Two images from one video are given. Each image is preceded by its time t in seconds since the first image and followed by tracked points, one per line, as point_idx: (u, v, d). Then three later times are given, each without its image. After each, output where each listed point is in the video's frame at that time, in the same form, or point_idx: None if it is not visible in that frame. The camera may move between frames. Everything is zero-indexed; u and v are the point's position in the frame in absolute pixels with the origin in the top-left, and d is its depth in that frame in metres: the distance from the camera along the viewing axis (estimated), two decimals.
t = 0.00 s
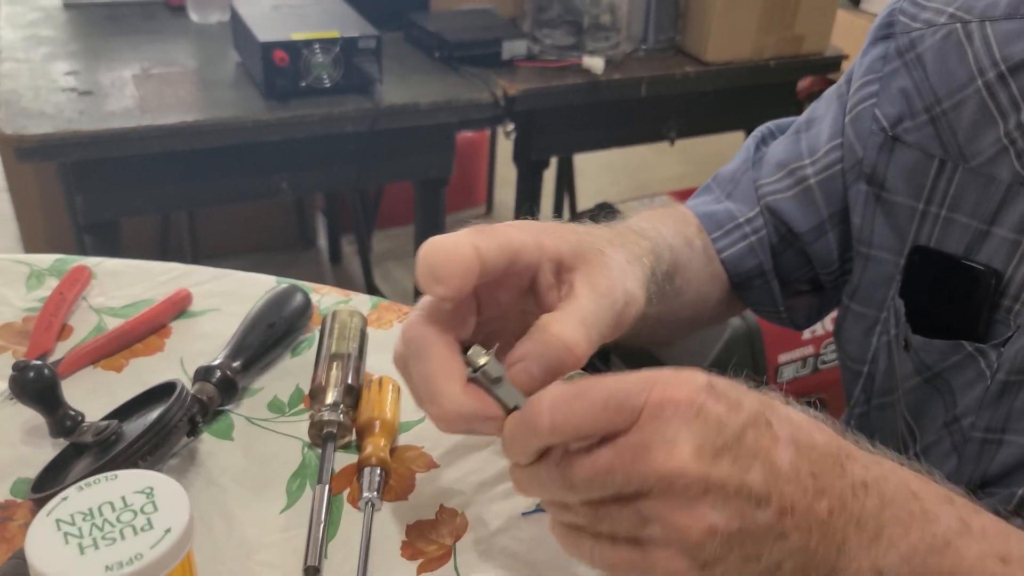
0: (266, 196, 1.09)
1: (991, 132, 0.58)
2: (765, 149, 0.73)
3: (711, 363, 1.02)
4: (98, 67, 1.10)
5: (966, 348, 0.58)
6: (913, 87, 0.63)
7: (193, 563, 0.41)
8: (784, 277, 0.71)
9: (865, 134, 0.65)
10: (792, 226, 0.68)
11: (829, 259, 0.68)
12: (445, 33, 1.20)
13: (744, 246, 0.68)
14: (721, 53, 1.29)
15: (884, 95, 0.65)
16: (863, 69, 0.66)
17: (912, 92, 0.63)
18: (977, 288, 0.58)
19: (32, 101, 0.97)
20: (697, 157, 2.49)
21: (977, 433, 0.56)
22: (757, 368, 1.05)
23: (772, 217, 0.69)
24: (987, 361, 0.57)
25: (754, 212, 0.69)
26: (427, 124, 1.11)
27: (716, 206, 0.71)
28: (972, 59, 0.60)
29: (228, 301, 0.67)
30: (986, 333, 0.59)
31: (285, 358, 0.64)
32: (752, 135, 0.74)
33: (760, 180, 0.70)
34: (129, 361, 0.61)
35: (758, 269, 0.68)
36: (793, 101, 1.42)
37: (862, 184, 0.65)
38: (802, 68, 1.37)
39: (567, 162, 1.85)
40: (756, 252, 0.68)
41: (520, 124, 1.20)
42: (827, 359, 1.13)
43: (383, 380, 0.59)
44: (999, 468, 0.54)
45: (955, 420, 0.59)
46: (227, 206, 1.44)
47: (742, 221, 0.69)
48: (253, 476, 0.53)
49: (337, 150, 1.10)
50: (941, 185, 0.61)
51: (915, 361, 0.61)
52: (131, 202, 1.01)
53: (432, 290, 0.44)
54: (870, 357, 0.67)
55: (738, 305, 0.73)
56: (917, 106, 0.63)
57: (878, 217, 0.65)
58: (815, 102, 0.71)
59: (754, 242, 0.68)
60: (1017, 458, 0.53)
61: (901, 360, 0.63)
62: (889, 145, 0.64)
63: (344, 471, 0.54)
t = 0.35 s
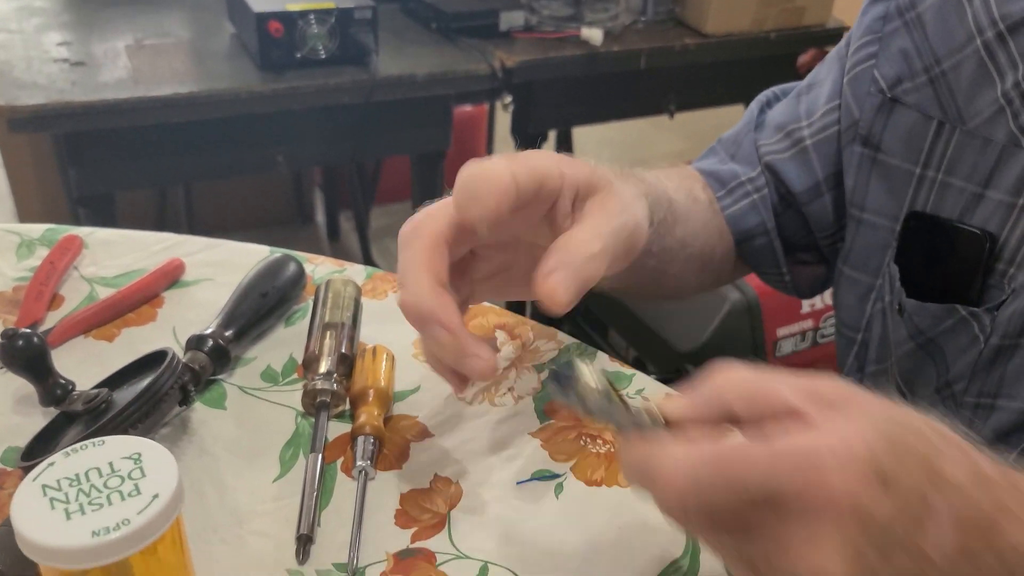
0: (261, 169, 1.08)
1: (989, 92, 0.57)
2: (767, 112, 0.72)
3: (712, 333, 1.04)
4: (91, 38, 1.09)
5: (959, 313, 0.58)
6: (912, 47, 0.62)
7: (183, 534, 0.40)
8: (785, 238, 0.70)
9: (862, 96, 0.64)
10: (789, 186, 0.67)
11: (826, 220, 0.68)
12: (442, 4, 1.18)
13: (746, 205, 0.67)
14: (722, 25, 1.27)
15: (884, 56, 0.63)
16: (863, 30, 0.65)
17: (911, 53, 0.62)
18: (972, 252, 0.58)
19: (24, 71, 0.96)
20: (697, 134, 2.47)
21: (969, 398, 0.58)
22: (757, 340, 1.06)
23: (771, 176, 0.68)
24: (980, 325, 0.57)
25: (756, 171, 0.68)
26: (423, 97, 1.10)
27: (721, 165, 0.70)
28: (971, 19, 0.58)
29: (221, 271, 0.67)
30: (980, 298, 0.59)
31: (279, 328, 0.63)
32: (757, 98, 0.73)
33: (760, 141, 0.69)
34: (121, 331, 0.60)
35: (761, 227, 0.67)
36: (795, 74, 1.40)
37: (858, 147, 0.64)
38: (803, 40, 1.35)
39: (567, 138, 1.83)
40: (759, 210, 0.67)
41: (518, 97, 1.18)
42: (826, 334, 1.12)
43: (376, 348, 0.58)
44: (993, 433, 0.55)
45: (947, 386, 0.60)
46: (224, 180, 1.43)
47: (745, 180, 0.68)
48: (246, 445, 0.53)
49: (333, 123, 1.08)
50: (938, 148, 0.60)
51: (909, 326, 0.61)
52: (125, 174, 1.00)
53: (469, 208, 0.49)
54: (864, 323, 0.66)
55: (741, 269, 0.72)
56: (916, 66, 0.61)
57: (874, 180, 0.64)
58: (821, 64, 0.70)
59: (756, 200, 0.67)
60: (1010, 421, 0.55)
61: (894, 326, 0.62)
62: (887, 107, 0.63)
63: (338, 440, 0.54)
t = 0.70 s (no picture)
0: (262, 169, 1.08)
1: (991, 85, 0.58)
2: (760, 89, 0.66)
3: (710, 334, 1.03)
4: (92, 38, 1.09)
5: (968, 315, 0.58)
6: (918, 31, 0.60)
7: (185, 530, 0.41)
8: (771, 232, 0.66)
9: (871, 81, 0.61)
10: (796, 176, 0.62)
11: (824, 211, 0.65)
12: (442, 3, 1.19)
13: (737, 205, 0.61)
14: (722, 23, 1.28)
15: (890, 39, 0.61)
16: (869, 11, 0.62)
17: (918, 38, 0.60)
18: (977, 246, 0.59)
19: (25, 71, 0.97)
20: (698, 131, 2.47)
21: (975, 398, 0.58)
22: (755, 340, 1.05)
23: (769, 166, 0.62)
24: (989, 327, 0.57)
25: (749, 164, 0.62)
26: (423, 96, 1.11)
27: (702, 153, 0.62)
28: (979, 7, 0.58)
29: (222, 272, 0.67)
30: (991, 298, 0.58)
31: (280, 329, 0.64)
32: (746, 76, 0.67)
33: (760, 127, 0.63)
34: (124, 331, 0.61)
35: (750, 229, 0.62)
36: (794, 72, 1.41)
37: (869, 135, 0.62)
38: (802, 39, 1.35)
39: (567, 135, 1.84)
40: (749, 211, 0.62)
41: (518, 95, 1.19)
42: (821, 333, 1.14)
43: (376, 348, 0.59)
44: (996, 433, 0.57)
45: (953, 384, 0.60)
46: (225, 179, 1.43)
47: (735, 175, 0.61)
48: (247, 445, 0.54)
49: (333, 121, 1.09)
50: (934, 139, 0.60)
51: (914, 327, 0.62)
52: (126, 174, 1.01)
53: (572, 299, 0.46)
54: (856, 318, 0.67)
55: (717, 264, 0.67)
56: (921, 52, 0.60)
57: (878, 170, 0.63)
58: (812, 38, 0.66)
59: (747, 199, 0.61)
60: (1016, 421, 0.56)
61: (896, 325, 0.63)
62: (893, 95, 0.61)
63: (338, 440, 0.54)
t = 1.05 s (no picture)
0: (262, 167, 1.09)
1: (1001, 78, 0.56)
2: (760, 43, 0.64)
3: (708, 331, 1.05)
4: (93, 37, 1.09)
5: (977, 313, 0.58)
6: (923, 15, 0.59)
7: (187, 527, 0.41)
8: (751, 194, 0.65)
9: (872, 62, 0.60)
10: (778, 141, 0.62)
11: (809, 188, 0.64)
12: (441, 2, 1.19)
13: (713, 161, 0.61)
14: (720, 21, 1.28)
15: (895, 21, 0.59)
16: None
17: (922, 21, 0.59)
18: (980, 242, 0.58)
19: (26, 70, 0.97)
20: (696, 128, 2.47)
21: (982, 396, 0.58)
22: (753, 336, 1.05)
23: (756, 128, 0.62)
24: (998, 324, 0.57)
25: (731, 124, 0.61)
26: (423, 95, 1.11)
27: (690, 106, 0.62)
28: None
29: (223, 270, 0.68)
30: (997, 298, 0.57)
31: (281, 326, 0.64)
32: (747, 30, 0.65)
33: (752, 87, 0.62)
34: (125, 329, 0.61)
35: (724, 187, 0.62)
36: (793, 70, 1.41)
37: (865, 117, 0.62)
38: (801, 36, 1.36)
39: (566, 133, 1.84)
40: (725, 170, 0.62)
41: (517, 94, 1.19)
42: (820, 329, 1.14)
43: (377, 346, 0.59)
44: (1002, 430, 0.58)
45: (961, 382, 0.60)
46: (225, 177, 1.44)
47: (715, 133, 0.61)
48: (249, 442, 0.54)
49: (332, 120, 1.09)
50: (936, 127, 0.59)
51: (920, 327, 0.61)
52: (127, 172, 1.01)
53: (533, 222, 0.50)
54: (854, 311, 0.66)
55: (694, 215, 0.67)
56: (924, 39, 0.59)
57: (876, 154, 0.62)
58: None
59: (724, 158, 0.61)
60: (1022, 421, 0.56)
61: (903, 324, 0.62)
62: (892, 79, 0.60)
63: (339, 437, 0.55)
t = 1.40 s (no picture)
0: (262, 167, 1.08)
1: (994, 92, 0.58)
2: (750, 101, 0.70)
3: (709, 331, 1.05)
4: (92, 36, 1.09)
5: (969, 311, 0.59)
6: (909, 47, 0.62)
7: (187, 526, 0.41)
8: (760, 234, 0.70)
9: (862, 96, 0.64)
10: (775, 182, 0.66)
11: (811, 219, 0.67)
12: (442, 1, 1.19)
13: (714, 206, 0.67)
14: (720, 20, 1.28)
15: (880, 55, 0.63)
16: (858, 29, 0.65)
17: (908, 53, 0.62)
18: (978, 247, 0.59)
19: (26, 69, 0.97)
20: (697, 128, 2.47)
21: (980, 395, 0.59)
22: (753, 336, 1.06)
23: (754, 172, 0.67)
24: (989, 323, 0.58)
25: (728, 170, 0.67)
26: (424, 93, 1.11)
27: (689, 160, 0.69)
28: (972, 18, 0.59)
29: (224, 269, 0.68)
30: (989, 296, 0.59)
31: (281, 325, 0.64)
32: (737, 90, 0.72)
33: (743, 135, 0.68)
34: (126, 328, 0.61)
35: (729, 229, 0.67)
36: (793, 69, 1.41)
37: (859, 148, 0.64)
38: (801, 36, 1.36)
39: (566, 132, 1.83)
40: (727, 212, 0.67)
41: (517, 93, 1.19)
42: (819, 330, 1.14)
43: (378, 345, 0.59)
44: (1000, 430, 0.58)
45: (957, 383, 0.60)
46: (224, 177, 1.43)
47: (713, 179, 0.67)
48: (249, 442, 0.54)
49: (332, 119, 1.09)
50: (937, 147, 0.61)
51: (917, 325, 0.62)
52: (127, 171, 1.01)
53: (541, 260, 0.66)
54: (865, 320, 0.67)
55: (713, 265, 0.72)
56: (913, 67, 0.61)
57: (876, 179, 0.64)
58: (803, 50, 0.69)
59: (724, 202, 0.67)
60: (1019, 419, 0.57)
61: (901, 324, 0.63)
62: (886, 108, 0.63)
63: (340, 436, 0.55)
